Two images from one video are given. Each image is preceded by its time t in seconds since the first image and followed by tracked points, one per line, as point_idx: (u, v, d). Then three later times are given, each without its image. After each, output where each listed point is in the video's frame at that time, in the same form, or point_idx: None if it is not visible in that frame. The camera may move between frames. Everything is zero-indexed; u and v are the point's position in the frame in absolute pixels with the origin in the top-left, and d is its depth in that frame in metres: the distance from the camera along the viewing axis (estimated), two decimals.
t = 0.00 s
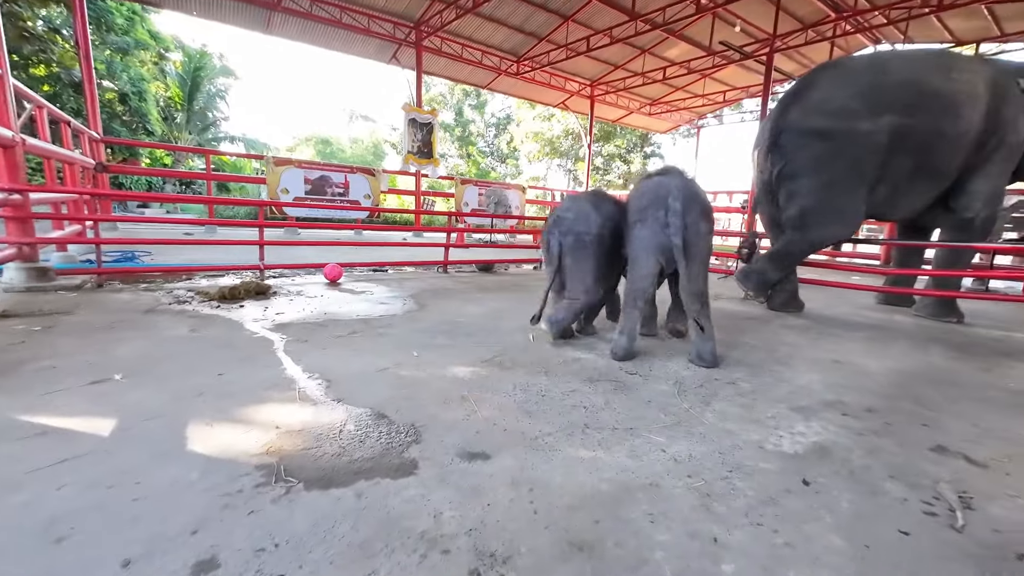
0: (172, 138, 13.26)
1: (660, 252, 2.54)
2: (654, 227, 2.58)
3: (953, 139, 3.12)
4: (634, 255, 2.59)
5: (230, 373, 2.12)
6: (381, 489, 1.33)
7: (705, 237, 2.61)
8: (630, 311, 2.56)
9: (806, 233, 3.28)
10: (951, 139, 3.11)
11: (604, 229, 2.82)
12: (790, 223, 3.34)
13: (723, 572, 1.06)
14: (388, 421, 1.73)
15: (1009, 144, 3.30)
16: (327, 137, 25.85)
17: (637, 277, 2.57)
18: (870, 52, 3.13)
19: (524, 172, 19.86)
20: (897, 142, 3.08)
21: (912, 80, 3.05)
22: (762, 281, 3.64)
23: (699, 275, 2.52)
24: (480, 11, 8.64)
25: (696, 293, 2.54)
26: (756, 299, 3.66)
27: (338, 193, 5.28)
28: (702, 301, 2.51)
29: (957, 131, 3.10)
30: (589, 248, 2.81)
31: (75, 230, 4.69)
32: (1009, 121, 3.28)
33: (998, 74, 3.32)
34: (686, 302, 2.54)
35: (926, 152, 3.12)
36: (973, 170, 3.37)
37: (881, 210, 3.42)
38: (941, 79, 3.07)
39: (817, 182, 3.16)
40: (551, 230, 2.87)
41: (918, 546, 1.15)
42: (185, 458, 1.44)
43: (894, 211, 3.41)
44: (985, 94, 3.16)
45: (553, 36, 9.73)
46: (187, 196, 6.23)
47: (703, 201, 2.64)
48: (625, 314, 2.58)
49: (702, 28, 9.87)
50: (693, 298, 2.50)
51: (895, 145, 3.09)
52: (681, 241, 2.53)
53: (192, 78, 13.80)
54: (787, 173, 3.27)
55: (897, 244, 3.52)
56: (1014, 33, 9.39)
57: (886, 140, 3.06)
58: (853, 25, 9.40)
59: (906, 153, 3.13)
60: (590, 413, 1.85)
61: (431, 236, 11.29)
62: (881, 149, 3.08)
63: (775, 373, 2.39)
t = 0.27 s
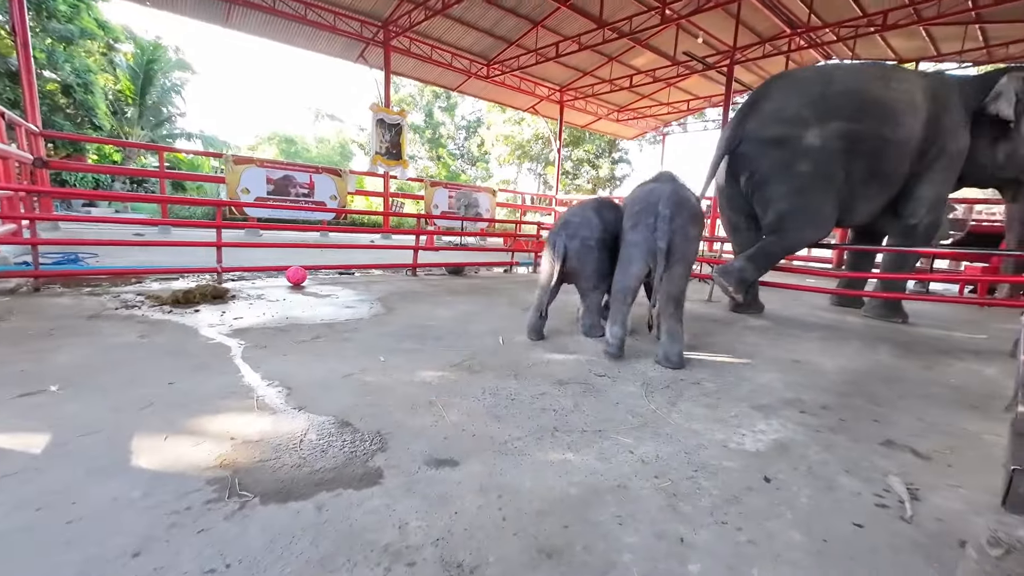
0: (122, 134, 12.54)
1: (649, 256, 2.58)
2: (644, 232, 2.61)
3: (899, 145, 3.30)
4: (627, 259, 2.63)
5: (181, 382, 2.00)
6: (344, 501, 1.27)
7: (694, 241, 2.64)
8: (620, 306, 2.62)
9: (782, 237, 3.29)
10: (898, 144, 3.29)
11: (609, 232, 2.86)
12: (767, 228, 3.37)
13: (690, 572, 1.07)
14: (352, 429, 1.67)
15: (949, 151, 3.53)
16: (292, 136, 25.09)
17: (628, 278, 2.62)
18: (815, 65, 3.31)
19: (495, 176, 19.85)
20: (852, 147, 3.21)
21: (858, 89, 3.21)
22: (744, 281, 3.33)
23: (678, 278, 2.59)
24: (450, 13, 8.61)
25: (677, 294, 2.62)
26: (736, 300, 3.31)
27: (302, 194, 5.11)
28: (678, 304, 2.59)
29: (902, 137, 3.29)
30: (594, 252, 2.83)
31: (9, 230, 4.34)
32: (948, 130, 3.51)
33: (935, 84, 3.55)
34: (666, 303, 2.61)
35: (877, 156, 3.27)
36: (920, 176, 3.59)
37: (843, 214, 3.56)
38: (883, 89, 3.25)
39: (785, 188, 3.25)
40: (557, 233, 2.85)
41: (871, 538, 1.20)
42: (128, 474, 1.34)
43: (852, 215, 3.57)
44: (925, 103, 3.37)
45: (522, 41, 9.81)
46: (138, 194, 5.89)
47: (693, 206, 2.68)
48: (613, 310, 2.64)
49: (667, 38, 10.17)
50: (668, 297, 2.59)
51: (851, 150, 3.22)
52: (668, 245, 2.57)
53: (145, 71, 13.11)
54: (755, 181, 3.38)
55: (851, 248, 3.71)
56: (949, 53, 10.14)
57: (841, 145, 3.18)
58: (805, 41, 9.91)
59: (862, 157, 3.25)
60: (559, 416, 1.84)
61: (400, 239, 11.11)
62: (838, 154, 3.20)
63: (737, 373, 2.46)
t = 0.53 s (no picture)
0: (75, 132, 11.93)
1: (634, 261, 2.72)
2: (627, 239, 2.76)
3: (853, 155, 3.48)
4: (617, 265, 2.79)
5: (136, 393, 1.91)
6: (308, 512, 1.24)
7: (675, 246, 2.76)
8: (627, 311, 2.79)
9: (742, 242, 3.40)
10: (851, 155, 3.47)
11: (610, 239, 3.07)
12: (729, 233, 3.46)
13: (656, 570, 1.09)
14: (319, 438, 1.63)
15: (901, 161, 3.73)
16: (260, 137, 24.43)
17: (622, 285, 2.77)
18: (774, 76, 3.45)
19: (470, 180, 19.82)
20: (807, 157, 3.38)
21: (815, 101, 3.36)
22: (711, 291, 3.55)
23: (660, 280, 2.67)
24: (423, 17, 8.59)
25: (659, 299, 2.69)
26: (709, 311, 3.51)
27: (271, 197, 4.97)
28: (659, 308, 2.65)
29: (856, 148, 3.47)
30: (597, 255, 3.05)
31: None
32: (899, 141, 3.72)
33: (889, 98, 3.75)
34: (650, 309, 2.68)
35: (831, 166, 3.45)
36: (874, 185, 3.80)
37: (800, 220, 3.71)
38: (839, 101, 3.41)
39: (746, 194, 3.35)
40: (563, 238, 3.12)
41: (827, 531, 1.25)
42: (74, 491, 1.26)
43: (809, 221, 3.74)
44: (879, 115, 3.56)
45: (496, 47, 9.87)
46: (92, 196, 5.60)
47: (674, 213, 2.81)
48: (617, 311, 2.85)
49: (637, 47, 10.43)
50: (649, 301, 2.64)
51: (806, 159, 3.39)
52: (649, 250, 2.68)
53: (101, 68, 12.53)
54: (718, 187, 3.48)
55: (812, 253, 3.86)
56: (899, 68, 10.75)
57: (797, 155, 3.34)
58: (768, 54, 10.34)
59: (816, 166, 3.44)
60: (530, 420, 1.85)
61: (373, 243, 10.94)
62: (795, 163, 3.36)
63: (705, 374, 2.53)
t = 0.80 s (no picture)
0: (38, 134, 11.47)
1: (618, 266, 2.82)
2: (611, 244, 2.87)
3: (825, 162, 3.60)
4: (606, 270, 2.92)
5: (103, 405, 1.83)
6: (286, 525, 1.21)
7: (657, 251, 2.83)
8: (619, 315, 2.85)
9: (707, 247, 3.55)
10: (823, 162, 3.58)
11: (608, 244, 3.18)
12: (695, 238, 3.60)
13: (638, 573, 1.10)
14: (297, 447, 1.59)
15: (871, 168, 3.88)
16: (236, 140, 23.92)
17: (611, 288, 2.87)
18: (750, 83, 3.54)
19: (451, 185, 19.75)
20: (780, 164, 3.49)
21: (788, 109, 3.46)
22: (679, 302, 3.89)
23: (644, 283, 2.76)
24: (403, 21, 8.57)
25: (647, 301, 2.78)
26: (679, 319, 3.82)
27: (246, 201, 4.86)
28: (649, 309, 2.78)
29: (827, 155, 3.58)
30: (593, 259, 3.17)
31: None
32: (869, 149, 3.87)
33: (860, 107, 3.90)
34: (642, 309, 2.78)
35: (803, 173, 3.56)
36: (846, 191, 3.93)
37: (772, 226, 3.83)
38: (811, 109, 3.52)
39: (716, 200, 3.46)
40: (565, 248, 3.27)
41: (803, 528, 1.28)
42: (33, 511, 1.20)
43: (782, 226, 3.86)
44: (849, 124, 3.69)
45: (476, 52, 9.91)
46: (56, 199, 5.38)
47: (657, 219, 2.87)
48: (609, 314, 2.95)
49: (615, 55, 10.61)
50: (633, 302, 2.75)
51: (778, 167, 3.50)
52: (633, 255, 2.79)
53: (67, 67, 12.10)
54: (690, 192, 3.58)
55: (787, 257, 3.96)
56: (865, 79, 11.19)
57: (770, 162, 3.45)
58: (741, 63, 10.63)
59: (788, 174, 3.55)
60: (513, 425, 1.84)
61: (353, 248, 10.80)
62: (767, 170, 3.46)
63: (684, 376, 2.57)
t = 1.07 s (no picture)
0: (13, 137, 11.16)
1: (603, 269, 2.87)
2: (595, 247, 2.92)
3: (807, 168, 3.67)
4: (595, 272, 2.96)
5: (81, 416, 1.78)
6: (273, 535, 1.19)
7: (639, 252, 2.86)
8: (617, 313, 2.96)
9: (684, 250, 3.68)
10: (806, 167, 3.66)
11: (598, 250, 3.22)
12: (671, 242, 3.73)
13: None
14: (285, 456, 1.57)
15: (852, 174, 3.97)
16: (220, 144, 23.57)
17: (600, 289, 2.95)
18: (738, 87, 3.59)
19: (439, 189, 19.70)
20: (763, 169, 3.55)
21: (773, 115, 3.53)
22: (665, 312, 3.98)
23: (631, 281, 2.86)
24: (390, 25, 8.56)
25: (640, 299, 2.91)
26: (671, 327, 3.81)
27: (231, 206, 4.79)
28: (642, 306, 2.91)
29: (810, 160, 3.66)
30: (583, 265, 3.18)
31: None
32: (851, 155, 3.96)
33: (842, 114, 3.99)
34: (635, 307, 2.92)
35: (786, 178, 3.63)
36: (828, 196, 4.02)
37: (754, 229, 3.91)
38: (795, 116, 3.59)
39: (696, 204, 3.56)
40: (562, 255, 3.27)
41: (789, 528, 1.30)
42: (9, 526, 1.17)
43: (765, 230, 3.93)
44: (832, 130, 3.77)
45: (464, 57, 9.94)
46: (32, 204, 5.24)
47: (639, 221, 2.92)
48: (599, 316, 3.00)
49: (602, 61, 10.72)
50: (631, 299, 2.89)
51: (762, 171, 3.57)
52: (610, 257, 2.86)
53: (44, 69, 11.83)
54: (673, 195, 3.67)
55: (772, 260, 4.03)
56: (844, 86, 11.48)
57: (754, 166, 3.51)
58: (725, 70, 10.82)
59: (771, 179, 3.62)
60: (504, 430, 1.84)
61: (340, 253, 10.69)
62: (750, 174, 3.53)
63: (673, 379, 2.59)
